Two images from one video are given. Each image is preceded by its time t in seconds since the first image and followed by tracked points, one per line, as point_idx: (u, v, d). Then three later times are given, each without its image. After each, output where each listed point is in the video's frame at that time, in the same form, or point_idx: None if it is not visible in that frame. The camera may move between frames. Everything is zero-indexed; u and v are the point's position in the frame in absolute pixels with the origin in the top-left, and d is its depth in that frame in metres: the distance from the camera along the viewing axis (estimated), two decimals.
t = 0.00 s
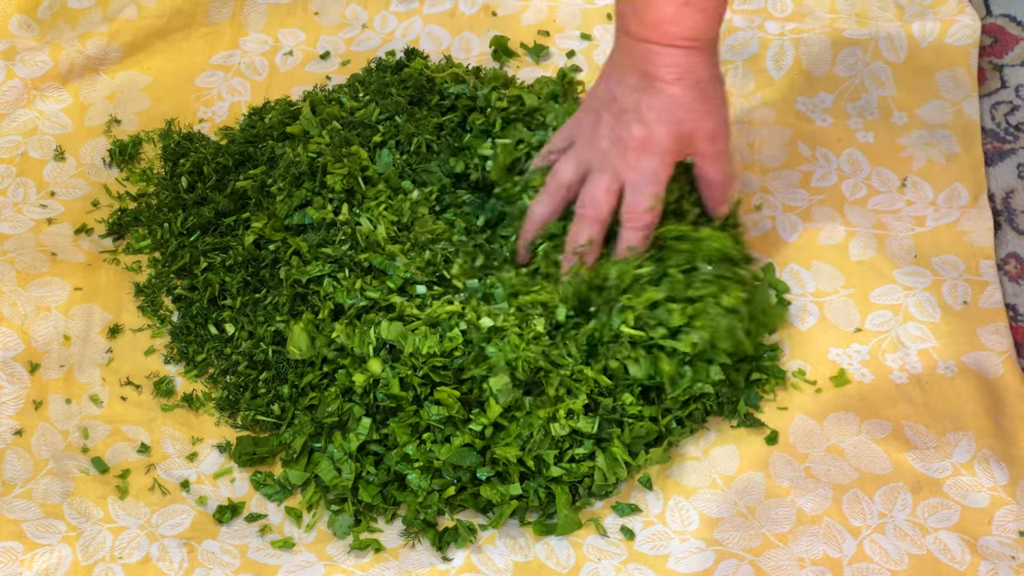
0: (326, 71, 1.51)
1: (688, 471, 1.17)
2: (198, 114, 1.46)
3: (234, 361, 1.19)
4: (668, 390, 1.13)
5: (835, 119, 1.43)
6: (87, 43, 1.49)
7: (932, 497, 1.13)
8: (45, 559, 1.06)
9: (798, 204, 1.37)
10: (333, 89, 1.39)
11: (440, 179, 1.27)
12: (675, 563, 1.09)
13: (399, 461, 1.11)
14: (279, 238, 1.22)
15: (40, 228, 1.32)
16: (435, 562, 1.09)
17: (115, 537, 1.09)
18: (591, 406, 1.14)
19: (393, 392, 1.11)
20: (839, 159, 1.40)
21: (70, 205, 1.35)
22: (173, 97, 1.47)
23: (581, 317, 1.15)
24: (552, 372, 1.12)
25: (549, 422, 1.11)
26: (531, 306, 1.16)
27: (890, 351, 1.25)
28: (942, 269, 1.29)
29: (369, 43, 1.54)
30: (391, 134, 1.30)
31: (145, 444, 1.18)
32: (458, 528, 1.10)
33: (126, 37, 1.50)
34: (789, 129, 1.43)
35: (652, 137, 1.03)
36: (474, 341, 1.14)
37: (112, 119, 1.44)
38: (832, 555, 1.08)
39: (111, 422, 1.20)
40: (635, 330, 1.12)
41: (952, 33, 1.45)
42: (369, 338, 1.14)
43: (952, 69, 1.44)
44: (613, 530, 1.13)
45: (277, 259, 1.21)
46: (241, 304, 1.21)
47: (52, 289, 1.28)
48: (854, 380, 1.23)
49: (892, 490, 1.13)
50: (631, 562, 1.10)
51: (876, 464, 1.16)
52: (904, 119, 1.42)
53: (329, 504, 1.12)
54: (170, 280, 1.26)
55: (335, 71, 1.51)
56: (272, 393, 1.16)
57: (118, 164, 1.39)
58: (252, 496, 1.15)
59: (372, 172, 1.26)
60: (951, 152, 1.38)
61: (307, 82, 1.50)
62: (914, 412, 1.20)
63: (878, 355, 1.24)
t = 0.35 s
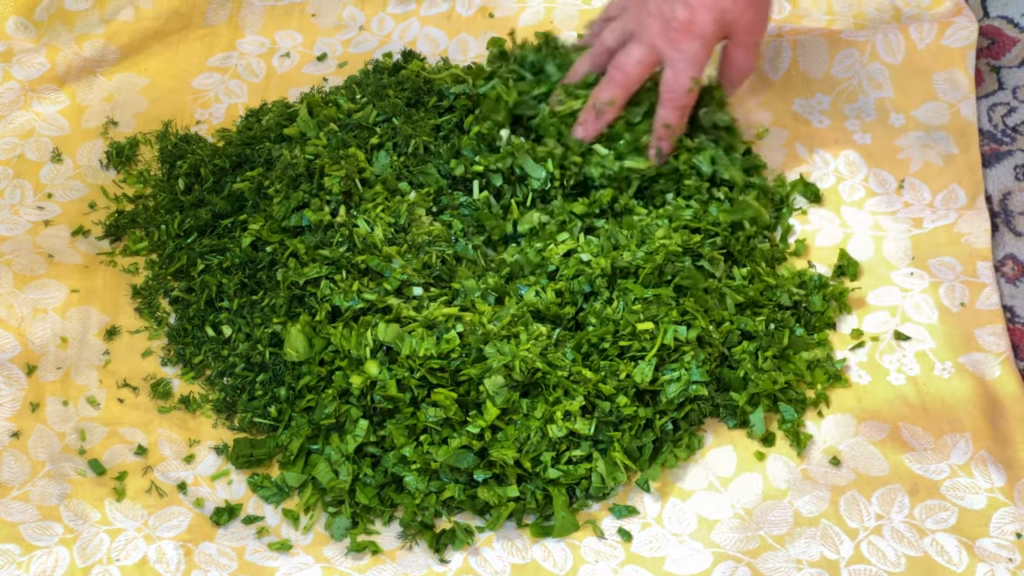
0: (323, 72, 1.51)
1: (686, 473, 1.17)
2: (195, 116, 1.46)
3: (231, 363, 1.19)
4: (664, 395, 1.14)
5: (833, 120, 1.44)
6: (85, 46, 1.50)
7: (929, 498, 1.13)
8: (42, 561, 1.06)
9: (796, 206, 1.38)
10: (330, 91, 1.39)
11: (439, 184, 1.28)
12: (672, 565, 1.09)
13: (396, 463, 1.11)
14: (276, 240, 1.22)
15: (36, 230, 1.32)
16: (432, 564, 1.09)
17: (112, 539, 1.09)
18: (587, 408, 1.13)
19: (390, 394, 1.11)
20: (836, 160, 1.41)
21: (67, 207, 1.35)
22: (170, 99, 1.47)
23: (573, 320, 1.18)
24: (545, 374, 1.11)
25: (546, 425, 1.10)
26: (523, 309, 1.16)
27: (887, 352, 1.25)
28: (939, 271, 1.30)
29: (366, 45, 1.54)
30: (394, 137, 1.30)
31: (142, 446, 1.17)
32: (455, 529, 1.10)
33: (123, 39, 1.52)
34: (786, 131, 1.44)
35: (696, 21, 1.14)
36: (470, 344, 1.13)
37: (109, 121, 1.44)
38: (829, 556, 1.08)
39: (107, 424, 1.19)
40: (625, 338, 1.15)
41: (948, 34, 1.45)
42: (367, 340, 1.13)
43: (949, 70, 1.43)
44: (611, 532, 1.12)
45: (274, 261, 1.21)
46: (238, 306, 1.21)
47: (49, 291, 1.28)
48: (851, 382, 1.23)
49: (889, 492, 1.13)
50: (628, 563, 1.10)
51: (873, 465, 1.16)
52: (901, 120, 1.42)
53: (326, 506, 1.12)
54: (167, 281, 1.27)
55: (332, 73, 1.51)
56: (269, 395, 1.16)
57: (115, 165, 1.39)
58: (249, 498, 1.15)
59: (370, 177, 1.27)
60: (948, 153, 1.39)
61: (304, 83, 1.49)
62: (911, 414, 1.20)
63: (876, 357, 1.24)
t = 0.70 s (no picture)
0: (323, 73, 1.51)
1: (685, 473, 1.17)
2: (194, 116, 1.46)
3: (231, 364, 1.19)
4: (663, 395, 1.13)
5: (833, 121, 1.44)
6: (84, 47, 1.50)
7: (929, 499, 1.13)
8: (42, 562, 1.06)
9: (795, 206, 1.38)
10: (330, 92, 1.40)
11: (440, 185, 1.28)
12: (672, 566, 1.09)
13: (396, 464, 1.11)
14: (276, 241, 1.22)
15: (36, 230, 1.32)
16: (432, 565, 1.09)
17: (112, 540, 1.09)
18: (587, 408, 1.13)
19: (390, 395, 1.11)
20: (835, 161, 1.41)
21: (67, 208, 1.35)
22: (169, 100, 1.47)
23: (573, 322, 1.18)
24: (545, 375, 1.12)
25: (545, 426, 1.10)
26: (523, 309, 1.16)
27: (887, 353, 1.25)
28: (939, 271, 1.30)
29: (366, 46, 1.54)
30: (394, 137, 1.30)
31: (142, 447, 1.18)
32: (456, 530, 1.10)
33: (123, 40, 1.52)
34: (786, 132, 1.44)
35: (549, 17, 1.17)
36: (470, 346, 1.13)
37: (108, 122, 1.44)
38: (829, 557, 1.08)
39: (107, 426, 1.19)
40: (625, 340, 1.15)
41: (947, 35, 1.45)
42: (367, 341, 1.13)
43: (949, 71, 1.43)
44: (611, 533, 1.12)
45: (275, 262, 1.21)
46: (238, 307, 1.20)
47: (49, 292, 1.28)
48: (851, 383, 1.23)
49: (889, 493, 1.13)
50: (628, 564, 1.10)
51: (873, 466, 1.16)
52: (901, 121, 1.42)
53: (326, 507, 1.12)
54: (167, 282, 1.27)
55: (331, 74, 1.51)
56: (268, 397, 1.16)
57: (115, 166, 1.39)
58: (249, 499, 1.15)
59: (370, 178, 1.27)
60: (949, 154, 1.38)
61: (304, 84, 1.49)
62: (911, 415, 1.20)
63: (876, 358, 1.24)
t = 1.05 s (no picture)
0: (322, 73, 1.51)
1: (685, 474, 1.17)
2: (193, 117, 1.46)
3: (230, 365, 1.19)
4: (660, 396, 1.13)
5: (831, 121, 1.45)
6: (83, 48, 1.50)
7: (929, 500, 1.12)
8: (41, 563, 1.06)
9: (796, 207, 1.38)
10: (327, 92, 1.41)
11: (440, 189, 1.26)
12: (671, 567, 1.09)
13: (395, 466, 1.11)
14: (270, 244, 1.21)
15: (35, 231, 1.32)
16: (432, 566, 1.09)
17: (111, 541, 1.09)
18: (588, 412, 1.12)
19: (390, 400, 1.11)
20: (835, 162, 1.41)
21: (66, 209, 1.35)
22: (169, 101, 1.47)
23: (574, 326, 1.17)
24: (544, 377, 1.12)
25: (545, 427, 1.10)
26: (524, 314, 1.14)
27: (886, 354, 1.25)
28: (939, 272, 1.31)
29: (365, 47, 1.54)
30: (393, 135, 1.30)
31: (142, 448, 1.17)
32: (455, 531, 1.10)
33: (122, 41, 1.52)
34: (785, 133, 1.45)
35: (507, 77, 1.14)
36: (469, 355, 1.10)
37: (107, 123, 1.44)
38: (829, 558, 1.08)
39: (107, 427, 1.19)
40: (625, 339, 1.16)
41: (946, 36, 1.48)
42: (367, 351, 1.11)
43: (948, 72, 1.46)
44: (610, 535, 1.12)
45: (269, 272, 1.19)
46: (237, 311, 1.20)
47: (48, 293, 1.28)
48: (852, 384, 1.22)
49: (888, 493, 1.13)
50: (628, 565, 1.10)
51: (873, 467, 1.16)
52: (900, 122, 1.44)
53: (325, 508, 1.12)
54: (166, 283, 1.27)
55: (331, 74, 1.51)
56: (267, 399, 1.16)
57: (113, 167, 1.39)
58: (249, 500, 1.15)
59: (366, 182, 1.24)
60: (948, 154, 1.41)
61: (303, 85, 1.49)
62: (911, 415, 1.20)
63: (876, 359, 1.24)
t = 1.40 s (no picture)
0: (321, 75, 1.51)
1: (684, 475, 1.17)
2: (192, 119, 1.46)
3: (228, 367, 1.19)
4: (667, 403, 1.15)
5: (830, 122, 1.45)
6: (81, 49, 1.50)
7: (927, 501, 1.13)
8: (39, 565, 1.07)
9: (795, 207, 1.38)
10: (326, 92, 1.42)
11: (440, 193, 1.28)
12: (670, 568, 1.09)
13: (393, 469, 1.11)
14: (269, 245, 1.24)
15: (34, 233, 1.33)
16: (430, 567, 1.09)
17: (110, 543, 1.09)
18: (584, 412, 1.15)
19: (388, 400, 1.12)
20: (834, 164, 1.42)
21: (64, 211, 1.35)
22: (168, 102, 1.47)
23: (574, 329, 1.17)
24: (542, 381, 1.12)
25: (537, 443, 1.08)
26: (519, 317, 1.17)
27: (884, 355, 1.25)
28: (937, 273, 1.31)
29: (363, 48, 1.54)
30: (390, 137, 1.32)
31: (140, 449, 1.17)
32: (454, 532, 1.10)
33: (121, 42, 1.52)
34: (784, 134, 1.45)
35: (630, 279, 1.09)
36: (470, 355, 1.14)
37: (106, 124, 1.44)
38: (827, 560, 1.09)
39: (105, 428, 1.19)
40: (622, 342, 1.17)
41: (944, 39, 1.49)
42: (365, 349, 1.15)
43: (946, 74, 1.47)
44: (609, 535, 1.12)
45: (267, 271, 1.22)
46: (236, 310, 1.21)
47: (46, 295, 1.28)
48: (850, 384, 1.22)
49: (887, 494, 1.13)
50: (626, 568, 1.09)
51: (871, 468, 1.16)
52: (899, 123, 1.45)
53: (324, 509, 1.12)
54: (165, 285, 1.27)
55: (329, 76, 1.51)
56: (265, 400, 1.16)
57: (112, 169, 1.39)
58: (247, 501, 1.14)
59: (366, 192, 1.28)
60: (945, 155, 1.42)
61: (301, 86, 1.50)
62: (909, 416, 1.20)
63: (874, 360, 1.24)
